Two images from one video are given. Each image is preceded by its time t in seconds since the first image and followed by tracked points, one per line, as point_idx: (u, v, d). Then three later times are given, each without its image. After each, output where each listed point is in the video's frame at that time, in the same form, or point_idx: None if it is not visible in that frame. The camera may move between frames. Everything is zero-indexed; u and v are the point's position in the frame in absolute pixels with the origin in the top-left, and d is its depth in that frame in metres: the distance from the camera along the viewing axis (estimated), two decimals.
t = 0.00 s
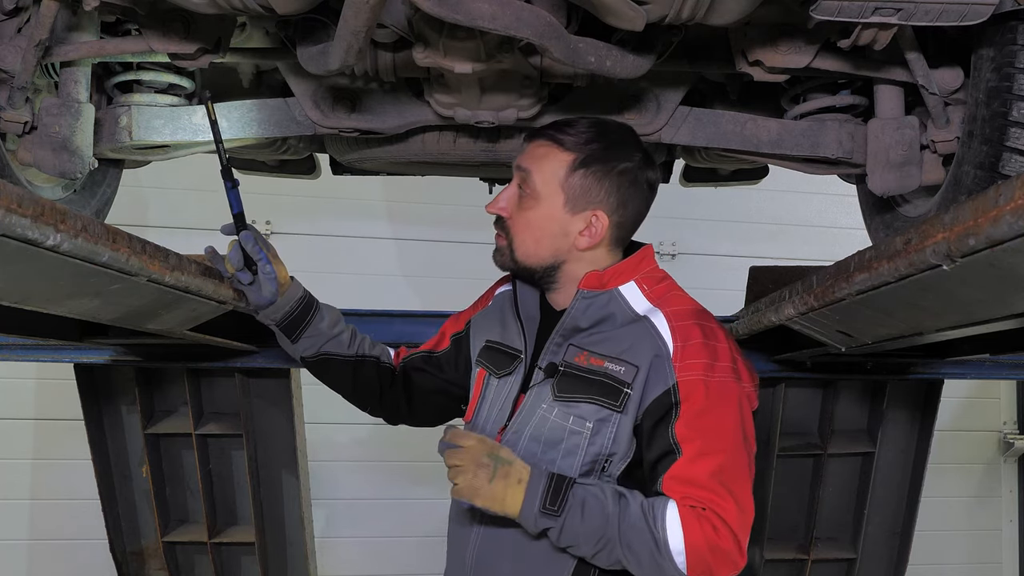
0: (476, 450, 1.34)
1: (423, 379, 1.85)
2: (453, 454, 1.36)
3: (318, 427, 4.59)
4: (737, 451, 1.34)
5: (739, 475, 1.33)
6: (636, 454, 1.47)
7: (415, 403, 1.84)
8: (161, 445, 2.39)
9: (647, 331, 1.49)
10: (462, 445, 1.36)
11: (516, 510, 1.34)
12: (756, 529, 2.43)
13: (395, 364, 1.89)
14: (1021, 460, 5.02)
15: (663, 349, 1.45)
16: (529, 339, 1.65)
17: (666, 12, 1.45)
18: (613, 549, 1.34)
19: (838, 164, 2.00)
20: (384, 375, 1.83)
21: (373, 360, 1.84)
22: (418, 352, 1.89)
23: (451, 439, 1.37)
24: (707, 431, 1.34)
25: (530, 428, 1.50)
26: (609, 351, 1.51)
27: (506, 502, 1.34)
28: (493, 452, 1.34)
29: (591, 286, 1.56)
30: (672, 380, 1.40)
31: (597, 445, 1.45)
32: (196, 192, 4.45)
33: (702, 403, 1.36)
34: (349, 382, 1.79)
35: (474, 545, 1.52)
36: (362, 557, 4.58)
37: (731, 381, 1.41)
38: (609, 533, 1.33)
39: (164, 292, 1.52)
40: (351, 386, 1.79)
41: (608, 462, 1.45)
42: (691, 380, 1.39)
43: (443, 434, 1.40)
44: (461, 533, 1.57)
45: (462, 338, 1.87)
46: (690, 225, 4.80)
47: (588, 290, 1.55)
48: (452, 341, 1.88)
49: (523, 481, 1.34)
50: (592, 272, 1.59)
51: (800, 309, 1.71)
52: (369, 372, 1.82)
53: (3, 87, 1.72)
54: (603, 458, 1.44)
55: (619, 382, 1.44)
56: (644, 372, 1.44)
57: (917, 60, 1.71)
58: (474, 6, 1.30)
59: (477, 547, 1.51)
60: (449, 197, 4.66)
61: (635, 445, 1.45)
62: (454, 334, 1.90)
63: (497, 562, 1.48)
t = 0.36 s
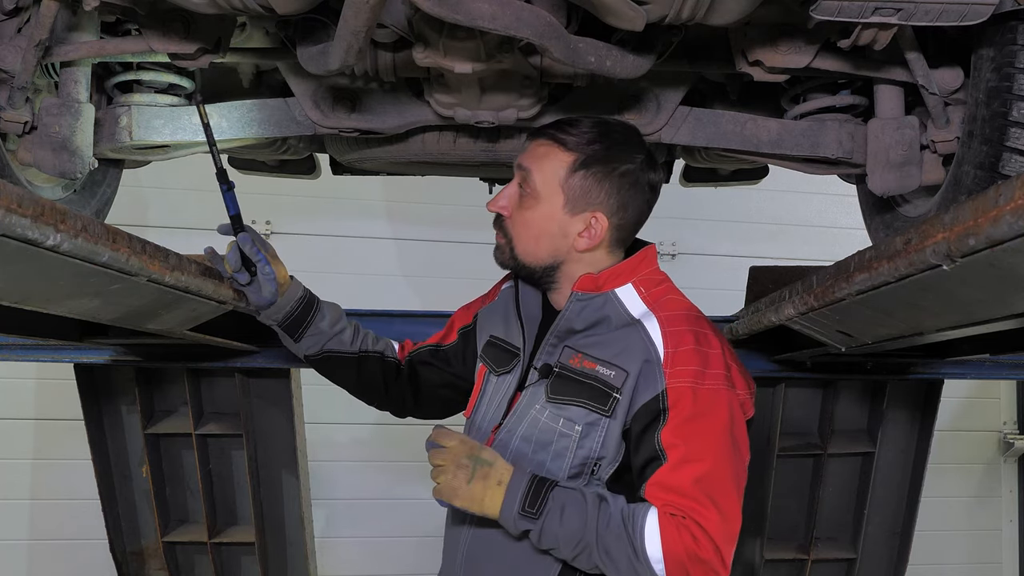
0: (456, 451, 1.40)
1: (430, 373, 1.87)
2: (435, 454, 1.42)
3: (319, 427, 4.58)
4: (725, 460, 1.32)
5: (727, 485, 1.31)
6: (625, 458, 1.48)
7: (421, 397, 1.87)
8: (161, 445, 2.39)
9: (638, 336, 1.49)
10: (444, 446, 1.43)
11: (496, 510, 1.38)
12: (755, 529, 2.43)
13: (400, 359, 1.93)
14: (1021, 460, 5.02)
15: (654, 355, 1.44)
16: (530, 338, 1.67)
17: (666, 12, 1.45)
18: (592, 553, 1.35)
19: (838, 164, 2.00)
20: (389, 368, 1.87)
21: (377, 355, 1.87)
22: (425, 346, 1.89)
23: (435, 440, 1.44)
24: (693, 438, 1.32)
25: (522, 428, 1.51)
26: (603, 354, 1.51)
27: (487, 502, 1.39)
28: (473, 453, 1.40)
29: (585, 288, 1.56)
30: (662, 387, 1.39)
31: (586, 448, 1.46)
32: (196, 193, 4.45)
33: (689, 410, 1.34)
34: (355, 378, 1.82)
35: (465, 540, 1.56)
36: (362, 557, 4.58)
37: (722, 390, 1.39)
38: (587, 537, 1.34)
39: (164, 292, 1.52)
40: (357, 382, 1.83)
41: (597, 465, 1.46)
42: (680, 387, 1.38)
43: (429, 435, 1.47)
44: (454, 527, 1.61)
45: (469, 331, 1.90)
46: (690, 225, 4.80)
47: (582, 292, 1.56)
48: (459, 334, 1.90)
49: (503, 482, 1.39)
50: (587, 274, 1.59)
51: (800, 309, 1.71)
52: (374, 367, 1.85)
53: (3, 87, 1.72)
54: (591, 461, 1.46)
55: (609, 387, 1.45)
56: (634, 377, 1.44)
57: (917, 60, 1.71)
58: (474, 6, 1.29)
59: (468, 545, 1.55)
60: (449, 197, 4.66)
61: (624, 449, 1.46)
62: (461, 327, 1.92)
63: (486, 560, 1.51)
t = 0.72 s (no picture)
0: (444, 465, 1.41)
1: (431, 364, 1.88)
2: (424, 470, 1.43)
3: (318, 428, 4.58)
4: (721, 463, 1.32)
5: (722, 487, 1.31)
6: (623, 460, 1.48)
7: (422, 385, 1.87)
8: (161, 445, 2.39)
9: (640, 339, 1.48)
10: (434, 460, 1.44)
11: (490, 519, 1.38)
12: (755, 529, 2.43)
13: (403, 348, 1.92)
14: (1021, 460, 5.02)
15: (654, 359, 1.44)
16: (530, 336, 1.67)
17: (666, 12, 1.45)
18: (586, 557, 1.35)
19: (838, 164, 2.00)
20: (392, 356, 1.86)
21: (378, 344, 1.86)
22: (427, 337, 1.91)
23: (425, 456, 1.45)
24: (689, 442, 1.32)
25: (520, 426, 1.51)
26: (603, 356, 1.50)
27: (481, 512, 1.39)
28: (461, 465, 1.40)
29: (587, 290, 1.57)
30: (661, 391, 1.39)
31: (582, 448, 1.46)
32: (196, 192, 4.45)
33: (686, 414, 1.34)
34: (358, 368, 1.82)
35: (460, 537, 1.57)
36: (361, 557, 4.59)
37: (720, 395, 1.39)
38: (582, 541, 1.34)
39: (164, 292, 1.52)
40: (359, 372, 1.83)
41: (593, 466, 1.47)
42: (679, 391, 1.37)
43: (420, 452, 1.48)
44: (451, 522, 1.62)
45: (471, 326, 1.88)
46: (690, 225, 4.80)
47: (583, 294, 1.57)
48: (462, 327, 1.90)
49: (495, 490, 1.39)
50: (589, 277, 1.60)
51: (800, 309, 1.71)
52: (377, 357, 1.84)
53: (3, 87, 1.72)
54: (587, 462, 1.46)
55: (607, 389, 1.45)
56: (633, 379, 1.44)
57: (917, 60, 1.71)
58: (474, 6, 1.30)
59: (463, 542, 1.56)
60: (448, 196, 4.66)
61: (621, 451, 1.46)
62: (464, 321, 1.91)
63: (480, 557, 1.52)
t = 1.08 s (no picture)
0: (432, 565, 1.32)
1: (429, 356, 1.89)
2: None
3: (318, 428, 4.58)
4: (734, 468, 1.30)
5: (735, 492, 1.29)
6: (631, 462, 1.46)
7: (413, 350, 1.88)
8: (161, 445, 2.39)
9: (656, 342, 1.47)
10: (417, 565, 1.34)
11: None
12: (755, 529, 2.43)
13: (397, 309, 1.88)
14: (1021, 460, 5.02)
15: (669, 362, 1.43)
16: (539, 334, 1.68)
17: (666, 12, 1.45)
18: None
19: (838, 164, 2.00)
20: (381, 316, 1.84)
21: (365, 300, 1.83)
22: (429, 308, 1.88)
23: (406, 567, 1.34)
24: (705, 446, 1.30)
25: (528, 423, 1.51)
26: (616, 357, 1.50)
27: None
28: (450, 561, 1.33)
29: (604, 290, 1.57)
30: (676, 393, 1.38)
31: (590, 448, 1.45)
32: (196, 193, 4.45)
33: (702, 417, 1.33)
34: (343, 320, 1.80)
35: (459, 531, 1.59)
36: (361, 557, 4.59)
37: (734, 400, 1.38)
38: None
39: (164, 292, 1.52)
40: (345, 323, 1.81)
41: (599, 466, 1.45)
42: (693, 394, 1.36)
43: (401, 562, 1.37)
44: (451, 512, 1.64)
45: (475, 310, 1.88)
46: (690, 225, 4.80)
47: (600, 294, 1.56)
48: (465, 307, 1.89)
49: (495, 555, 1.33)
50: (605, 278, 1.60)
51: (800, 309, 1.71)
52: (361, 311, 1.83)
53: (4, 87, 1.74)
54: (593, 462, 1.45)
55: (620, 389, 1.44)
56: (646, 382, 1.43)
57: (917, 60, 1.71)
58: (474, 6, 1.30)
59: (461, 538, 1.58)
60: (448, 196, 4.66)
61: (630, 452, 1.44)
62: (467, 303, 1.90)
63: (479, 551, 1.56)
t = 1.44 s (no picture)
0: None
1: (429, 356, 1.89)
2: None
3: (318, 428, 4.58)
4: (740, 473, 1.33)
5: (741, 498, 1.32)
6: (635, 464, 1.47)
7: (412, 349, 1.87)
8: (161, 445, 2.39)
9: (661, 345, 1.48)
10: None
11: None
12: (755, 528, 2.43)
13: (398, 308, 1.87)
14: (1021, 460, 5.02)
15: (675, 367, 1.43)
16: (542, 333, 1.67)
17: (666, 12, 1.45)
18: None
19: (838, 164, 2.00)
20: (380, 315, 1.82)
21: (362, 297, 1.81)
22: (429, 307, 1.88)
23: None
24: (713, 456, 1.32)
25: (530, 425, 1.52)
26: (621, 360, 1.51)
27: None
28: None
29: (610, 293, 1.57)
30: (681, 399, 1.38)
31: (593, 450, 1.46)
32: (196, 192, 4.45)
33: (709, 426, 1.34)
34: (336, 317, 1.77)
35: (460, 531, 1.59)
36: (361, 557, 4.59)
37: (738, 404, 1.39)
38: None
39: (164, 292, 1.52)
40: (340, 322, 1.78)
41: (602, 468, 1.47)
42: (698, 400, 1.37)
43: None
44: (452, 512, 1.64)
45: (476, 309, 1.88)
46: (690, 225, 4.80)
47: (606, 297, 1.56)
48: (465, 306, 1.89)
49: None
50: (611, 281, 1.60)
51: (800, 309, 1.71)
52: (357, 308, 1.79)
53: (3, 87, 1.73)
54: (596, 463, 1.46)
55: (625, 393, 1.44)
56: (651, 386, 1.43)
57: (917, 60, 1.71)
58: (474, 6, 1.30)
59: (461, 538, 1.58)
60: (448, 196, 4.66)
61: (635, 453, 1.46)
62: (468, 301, 1.90)
63: (480, 551, 1.56)
